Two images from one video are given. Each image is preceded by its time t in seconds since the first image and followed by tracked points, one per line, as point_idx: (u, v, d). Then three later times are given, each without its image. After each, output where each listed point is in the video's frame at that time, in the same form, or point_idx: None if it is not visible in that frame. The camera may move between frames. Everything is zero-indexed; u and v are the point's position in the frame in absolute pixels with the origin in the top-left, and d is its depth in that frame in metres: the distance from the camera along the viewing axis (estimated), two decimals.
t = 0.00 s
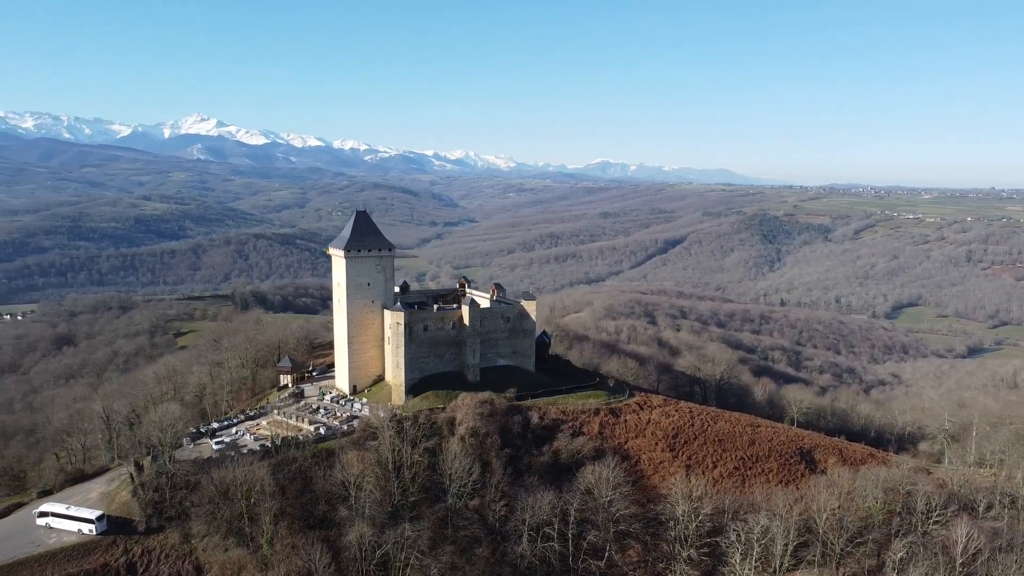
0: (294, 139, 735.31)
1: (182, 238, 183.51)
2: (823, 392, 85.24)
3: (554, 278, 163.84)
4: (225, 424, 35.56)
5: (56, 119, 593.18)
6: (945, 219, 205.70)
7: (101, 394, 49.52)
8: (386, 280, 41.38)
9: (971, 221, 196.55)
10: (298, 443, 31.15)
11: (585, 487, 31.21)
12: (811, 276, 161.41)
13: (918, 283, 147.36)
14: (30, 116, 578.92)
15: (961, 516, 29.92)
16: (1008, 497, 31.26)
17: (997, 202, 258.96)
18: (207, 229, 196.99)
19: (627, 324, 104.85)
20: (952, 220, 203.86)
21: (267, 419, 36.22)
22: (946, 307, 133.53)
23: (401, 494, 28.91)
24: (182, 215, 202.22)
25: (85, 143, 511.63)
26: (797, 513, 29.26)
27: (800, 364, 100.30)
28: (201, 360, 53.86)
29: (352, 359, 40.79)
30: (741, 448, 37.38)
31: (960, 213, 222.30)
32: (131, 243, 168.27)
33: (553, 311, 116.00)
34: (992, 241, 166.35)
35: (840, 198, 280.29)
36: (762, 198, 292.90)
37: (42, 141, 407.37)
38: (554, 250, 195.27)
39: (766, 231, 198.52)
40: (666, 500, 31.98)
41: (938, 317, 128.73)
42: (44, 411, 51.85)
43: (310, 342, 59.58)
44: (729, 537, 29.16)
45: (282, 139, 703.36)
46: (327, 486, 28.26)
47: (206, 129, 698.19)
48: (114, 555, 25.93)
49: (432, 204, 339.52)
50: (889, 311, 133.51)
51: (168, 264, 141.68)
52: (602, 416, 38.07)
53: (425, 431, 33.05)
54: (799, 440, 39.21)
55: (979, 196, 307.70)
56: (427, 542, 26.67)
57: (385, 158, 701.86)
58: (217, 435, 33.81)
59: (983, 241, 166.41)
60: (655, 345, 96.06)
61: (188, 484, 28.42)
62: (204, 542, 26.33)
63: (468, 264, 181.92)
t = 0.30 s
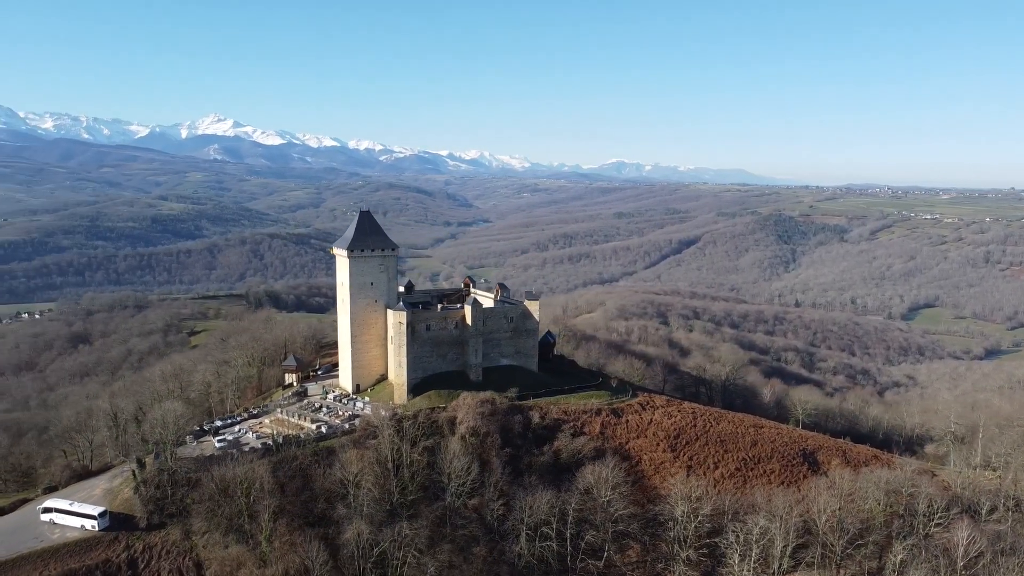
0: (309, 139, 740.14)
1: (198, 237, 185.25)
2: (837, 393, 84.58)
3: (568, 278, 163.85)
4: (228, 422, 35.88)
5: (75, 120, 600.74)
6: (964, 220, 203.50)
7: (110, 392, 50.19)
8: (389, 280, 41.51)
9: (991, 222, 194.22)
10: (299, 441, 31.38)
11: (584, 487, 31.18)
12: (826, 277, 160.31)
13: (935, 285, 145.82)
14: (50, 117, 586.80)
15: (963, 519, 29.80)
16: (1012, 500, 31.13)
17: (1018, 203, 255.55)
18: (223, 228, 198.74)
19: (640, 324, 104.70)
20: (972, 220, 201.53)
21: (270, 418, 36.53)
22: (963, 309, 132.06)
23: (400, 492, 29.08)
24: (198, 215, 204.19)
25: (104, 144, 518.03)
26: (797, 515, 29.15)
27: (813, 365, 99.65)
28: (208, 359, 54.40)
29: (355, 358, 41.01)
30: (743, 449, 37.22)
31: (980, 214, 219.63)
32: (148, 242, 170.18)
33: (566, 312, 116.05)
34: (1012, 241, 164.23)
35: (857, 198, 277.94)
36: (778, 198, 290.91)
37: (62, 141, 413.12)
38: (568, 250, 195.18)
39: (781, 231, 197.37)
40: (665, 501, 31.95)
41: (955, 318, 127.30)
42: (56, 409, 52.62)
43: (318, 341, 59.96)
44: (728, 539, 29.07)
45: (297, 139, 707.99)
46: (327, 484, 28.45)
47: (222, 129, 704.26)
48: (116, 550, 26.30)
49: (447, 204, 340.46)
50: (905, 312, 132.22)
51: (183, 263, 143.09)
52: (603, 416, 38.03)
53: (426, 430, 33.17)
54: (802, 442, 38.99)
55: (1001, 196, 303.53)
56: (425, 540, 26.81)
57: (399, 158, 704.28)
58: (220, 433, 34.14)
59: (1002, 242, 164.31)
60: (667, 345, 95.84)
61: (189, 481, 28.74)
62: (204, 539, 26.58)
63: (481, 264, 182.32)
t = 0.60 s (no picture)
0: (322, 139, 744.12)
1: (213, 237, 186.69)
2: (849, 395, 83.94)
3: (580, 278, 163.86)
4: (230, 420, 36.14)
5: (93, 121, 608.06)
6: (982, 220, 201.34)
7: (117, 390, 50.73)
8: (391, 280, 41.61)
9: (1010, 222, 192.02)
10: (298, 440, 31.57)
11: (582, 487, 31.20)
12: (841, 278, 159.22)
13: (951, 286, 144.41)
14: (68, 119, 594.50)
15: (964, 522, 29.75)
16: (1014, 504, 31.15)
17: None
18: (237, 228, 200.18)
19: (651, 325, 104.53)
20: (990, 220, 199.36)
21: (271, 416, 36.77)
22: (980, 310, 130.64)
23: (398, 491, 29.28)
24: (213, 215, 205.99)
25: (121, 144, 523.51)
26: (795, 517, 29.11)
27: (825, 367, 99.06)
28: (215, 358, 54.90)
29: (357, 358, 41.19)
30: (744, 450, 37.09)
31: (999, 214, 217.23)
32: (163, 241, 171.79)
33: (577, 312, 116.05)
34: None
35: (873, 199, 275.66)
36: (794, 198, 289.14)
37: (81, 142, 418.13)
38: (581, 250, 195.07)
39: (796, 232, 196.19)
40: (664, 501, 31.94)
41: (971, 320, 125.96)
42: (66, 407, 53.30)
43: (324, 341, 60.36)
44: (725, 540, 29.08)
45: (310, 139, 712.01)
46: (325, 482, 28.64)
47: (237, 129, 709.59)
48: (116, 547, 26.59)
49: (460, 204, 341.26)
50: (920, 313, 131.02)
51: (197, 263, 144.28)
52: (604, 416, 38.01)
53: (425, 430, 33.28)
54: (804, 443, 38.81)
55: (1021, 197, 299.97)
56: (422, 539, 27.00)
57: (412, 158, 706.63)
58: (221, 431, 34.39)
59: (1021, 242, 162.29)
60: (679, 346, 95.63)
61: (189, 479, 29.03)
62: (204, 536, 26.84)
63: (493, 264, 182.69)
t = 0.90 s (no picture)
0: (334, 139, 747.68)
1: (225, 237, 187.97)
2: (861, 397, 83.34)
3: (591, 279, 163.78)
4: (231, 419, 36.40)
5: (109, 121, 614.26)
6: (999, 221, 199.33)
7: (122, 389, 51.19)
8: (393, 279, 41.73)
9: None
10: (297, 438, 31.77)
11: (579, 487, 31.19)
12: (854, 279, 158.26)
13: (966, 287, 143.10)
14: (84, 119, 601.09)
15: (963, 525, 29.78)
16: (1013, 507, 31.27)
17: None
18: (250, 228, 201.46)
19: (661, 325, 104.42)
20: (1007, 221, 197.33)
21: (272, 415, 37.04)
22: (995, 312, 129.32)
23: (395, 490, 29.42)
24: (226, 215, 207.58)
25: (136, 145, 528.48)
26: (793, 518, 29.11)
27: (837, 369, 98.52)
28: (220, 357, 55.24)
29: (358, 357, 41.35)
30: (744, 451, 36.97)
31: (1016, 215, 215.01)
32: (177, 241, 173.16)
33: (588, 313, 116.05)
34: None
35: (889, 199, 273.68)
36: (808, 199, 287.41)
37: (97, 142, 422.47)
38: (593, 250, 194.96)
39: (809, 232, 195.12)
40: (661, 501, 31.92)
41: (986, 321, 124.75)
42: (75, 405, 53.95)
43: (329, 340, 60.57)
44: (722, 540, 29.05)
45: (322, 140, 715.47)
46: (322, 481, 28.79)
47: (250, 130, 714.12)
48: (116, 544, 26.86)
49: (471, 204, 341.93)
50: (934, 315, 129.88)
51: (209, 263, 145.32)
52: (604, 416, 37.99)
53: (424, 429, 33.37)
54: (806, 444, 38.62)
55: None
56: (419, 538, 27.16)
57: (424, 159, 708.19)
58: (222, 429, 34.67)
59: None
60: (689, 346, 95.42)
61: (188, 476, 29.32)
62: (202, 533, 27.06)
63: (505, 264, 182.99)
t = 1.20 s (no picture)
0: (343, 139, 749.96)
1: (235, 236, 188.83)
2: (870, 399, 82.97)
3: (600, 279, 163.69)
4: (229, 418, 36.60)
5: (120, 121, 618.29)
6: (1011, 221, 197.97)
7: (122, 389, 51.45)
8: (391, 279, 41.79)
9: None
10: (293, 437, 31.91)
11: (573, 487, 31.25)
12: (864, 279, 157.63)
13: (977, 287, 142.21)
14: (96, 120, 605.50)
15: (958, 528, 29.81)
16: (1009, 510, 31.34)
17: None
18: (259, 227, 202.23)
19: (669, 326, 104.30)
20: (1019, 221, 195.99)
21: (270, 414, 37.21)
22: (1006, 313, 128.47)
23: (389, 489, 29.55)
24: (236, 215, 208.54)
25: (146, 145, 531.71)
26: (787, 519, 29.14)
27: (845, 370, 98.19)
28: (222, 356, 55.44)
29: (357, 357, 41.47)
30: (740, 452, 36.92)
31: None
32: (187, 241, 174.00)
33: (595, 313, 116.07)
34: None
35: (901, 199, 272.31)
36: (818, 199, 286.29)
37: (108, 142, 425.38)
38: (602, 250, 194.92)
39: (819, 232, 194.46)
40: (655, 501, 31.94)
41: (997, 323, 123.97)
42: (79, 404, 54.30)
43: (332, 339, 60.66)
44: (715, 540, 29.07)
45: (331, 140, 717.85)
46: (317, 480, 28.95)
47: (259, 130, 717.08)
48: (112, 541, 27.12)
49: (480, 204, 342.44)
50: (944, 316, 129.21)
51: (219, 263, 146.02)
52: (600, 416, 37.96)
53: (419, 429, 33.48)
54: (803, 445, 38.54)
55: None
56: (412, 537, 27.31)
57: (432, 159, 709.41)
58: (219, 428, 34.88)
59: None
60: (697, 347, 95.12)
61: (184, 475, 29.53)
62: (197, 531, 27.24)
63: (513, 264, 183.23)
